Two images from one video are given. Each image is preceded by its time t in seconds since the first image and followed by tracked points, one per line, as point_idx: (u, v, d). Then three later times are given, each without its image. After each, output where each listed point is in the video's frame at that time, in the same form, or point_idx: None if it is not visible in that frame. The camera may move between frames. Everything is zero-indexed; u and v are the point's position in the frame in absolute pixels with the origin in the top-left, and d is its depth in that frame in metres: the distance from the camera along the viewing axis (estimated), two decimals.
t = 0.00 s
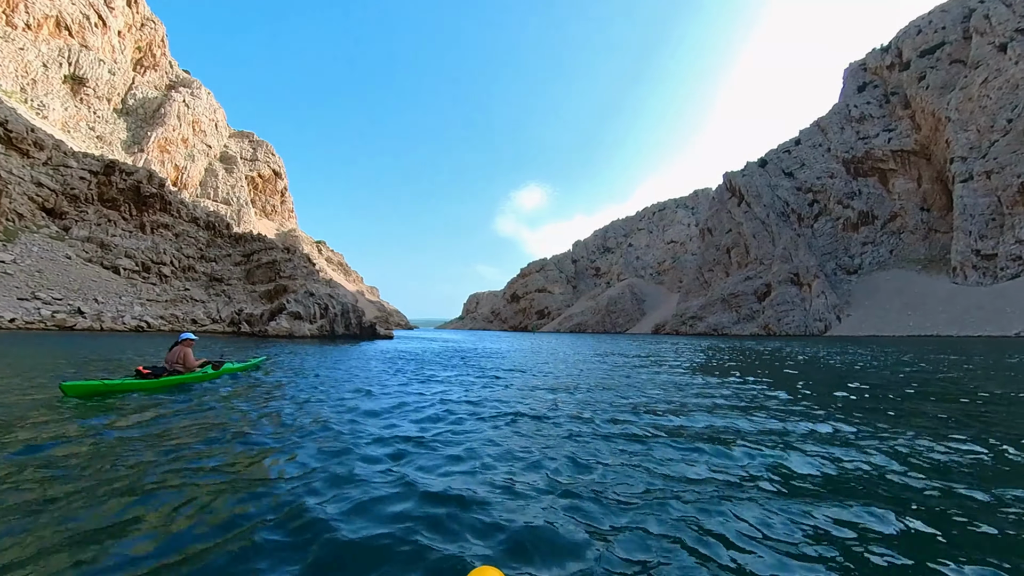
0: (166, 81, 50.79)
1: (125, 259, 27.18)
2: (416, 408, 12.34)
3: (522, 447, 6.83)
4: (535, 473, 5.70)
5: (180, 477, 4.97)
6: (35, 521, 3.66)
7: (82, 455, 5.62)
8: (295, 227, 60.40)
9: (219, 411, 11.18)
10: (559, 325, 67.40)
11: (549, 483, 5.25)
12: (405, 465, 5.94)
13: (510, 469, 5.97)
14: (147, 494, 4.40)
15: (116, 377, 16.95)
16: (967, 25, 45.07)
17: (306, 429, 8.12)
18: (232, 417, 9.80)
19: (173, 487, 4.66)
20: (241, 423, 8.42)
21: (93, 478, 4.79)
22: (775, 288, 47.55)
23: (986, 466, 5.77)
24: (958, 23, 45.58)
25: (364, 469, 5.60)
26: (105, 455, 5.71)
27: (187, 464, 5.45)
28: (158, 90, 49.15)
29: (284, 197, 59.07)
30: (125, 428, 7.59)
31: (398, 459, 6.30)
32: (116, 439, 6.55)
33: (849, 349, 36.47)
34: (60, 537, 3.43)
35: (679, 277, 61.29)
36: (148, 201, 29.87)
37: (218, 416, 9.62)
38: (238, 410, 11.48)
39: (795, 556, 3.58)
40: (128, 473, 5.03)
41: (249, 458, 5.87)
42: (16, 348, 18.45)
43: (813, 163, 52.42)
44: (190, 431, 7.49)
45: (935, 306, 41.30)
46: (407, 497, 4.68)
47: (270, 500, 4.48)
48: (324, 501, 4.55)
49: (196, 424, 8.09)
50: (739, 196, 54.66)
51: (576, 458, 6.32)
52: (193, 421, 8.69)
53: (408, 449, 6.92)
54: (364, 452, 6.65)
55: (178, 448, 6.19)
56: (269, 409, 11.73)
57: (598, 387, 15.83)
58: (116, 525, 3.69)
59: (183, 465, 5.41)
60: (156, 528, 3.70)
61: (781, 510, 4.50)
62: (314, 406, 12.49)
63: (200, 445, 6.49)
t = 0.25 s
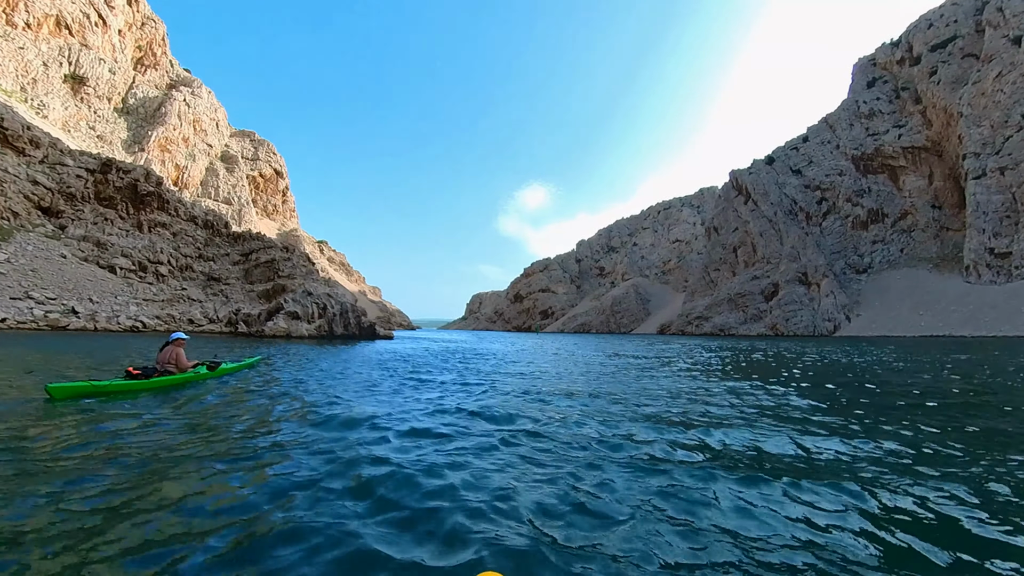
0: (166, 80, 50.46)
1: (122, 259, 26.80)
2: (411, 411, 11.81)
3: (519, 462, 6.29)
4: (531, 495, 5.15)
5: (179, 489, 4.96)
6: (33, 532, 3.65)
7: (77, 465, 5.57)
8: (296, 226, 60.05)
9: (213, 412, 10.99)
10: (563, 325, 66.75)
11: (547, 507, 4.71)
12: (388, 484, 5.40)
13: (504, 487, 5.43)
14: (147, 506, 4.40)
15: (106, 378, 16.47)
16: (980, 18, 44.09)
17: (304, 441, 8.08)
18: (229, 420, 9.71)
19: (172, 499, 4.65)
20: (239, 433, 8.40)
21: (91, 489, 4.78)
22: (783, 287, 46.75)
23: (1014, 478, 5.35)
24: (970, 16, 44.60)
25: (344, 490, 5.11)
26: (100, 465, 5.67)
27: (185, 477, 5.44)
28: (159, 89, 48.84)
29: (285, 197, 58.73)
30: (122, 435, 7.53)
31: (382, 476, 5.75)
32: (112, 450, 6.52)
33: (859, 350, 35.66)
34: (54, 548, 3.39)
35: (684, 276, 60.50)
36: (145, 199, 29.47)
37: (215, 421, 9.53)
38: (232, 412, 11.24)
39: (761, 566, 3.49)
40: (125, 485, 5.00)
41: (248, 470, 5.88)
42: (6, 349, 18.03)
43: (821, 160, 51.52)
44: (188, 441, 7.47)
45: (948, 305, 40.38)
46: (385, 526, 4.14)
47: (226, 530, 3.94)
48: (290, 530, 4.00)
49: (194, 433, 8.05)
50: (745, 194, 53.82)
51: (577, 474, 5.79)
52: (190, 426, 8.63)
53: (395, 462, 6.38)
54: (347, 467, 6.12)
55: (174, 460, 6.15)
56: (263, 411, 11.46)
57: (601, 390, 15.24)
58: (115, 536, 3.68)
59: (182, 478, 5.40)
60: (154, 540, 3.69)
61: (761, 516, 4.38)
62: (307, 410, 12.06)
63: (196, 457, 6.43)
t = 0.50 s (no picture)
0: (166, 78, 50.15)
1: (118, 258, 26.38)
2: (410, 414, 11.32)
3: (523, 470, 5.82)
4: (538, 512, 4.66)
5: (182, 497, 4.88)
6: (51, 543, 3.67)
7: (79, 470, 5.54)
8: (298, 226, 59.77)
9: (211, 412, 10.90)
10: (566, 325, 66.19)
11: (553, 533, 4.21)
12: (375, 506, 4.86)
13: (506, 500, 4.96)
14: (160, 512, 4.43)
15: (97, 380, 16.05)
16: (992, 12, 43.26)
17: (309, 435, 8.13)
18: (229, 418, 9.70)
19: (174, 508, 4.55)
20: (241, 428, 8.45)
21: (97, 495, 4.79)
22: (789, 287, 46.10)
23: None
24: (981, 11, 43.78)
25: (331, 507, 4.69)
26: (103, 469, 5.65)
27: (193, 478, 5.47)
28: (159, 88, 48.55)
29: (286, 196, 58.43)
30: (118, 436, 7.40)
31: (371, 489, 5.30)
32: (116, 451, 6.51)
33: (868, 350, 35.00)
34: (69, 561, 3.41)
35: (689, 276, 59.84)
36: (143, 198, 29.10)
37: (214, 419, 9.51)
38: (231, 411, 11.17)
39: None
40: (133, 489, 5.03)
41: (255, 470, 5.94)
42: None
43: (828, 158, 50.76)
44: (190, 438, 7.49)
45: (958, 305, 39.64)
46: (372, 560, 3.66)
47: (218, 551, 3.70)
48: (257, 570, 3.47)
49: (196, 431, 8.10)
50: (751, 193, 53.11)
51: (584, 490, 5.30)
52: (191, 424, 8.66)
53: (388, 472, 5.91)
54: (333, 478, 5.66)
55: (177, 460, 6.15)
56: (260, 410, 11.27)
57: (607, 394, 14.76)
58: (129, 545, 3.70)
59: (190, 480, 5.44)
60: (166, 547, 3.71)
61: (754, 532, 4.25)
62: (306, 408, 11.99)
63: (198, 456, 6.45)
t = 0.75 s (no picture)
0: (167, 78, 49.83)
1: (114, 258, 25.96)
2: (407, 418, 10.79)
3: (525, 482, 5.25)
4: (543, 525, 4.16)
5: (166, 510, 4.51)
6: (57, 546, 3.58)
7: (57, 480, 5.18)
8: (299, 226, 59.43)
9: (207, 413, 10.72)
10: (570, 326, 65.54)
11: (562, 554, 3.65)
12: (356, 523, 4.28)
13: (507, 510, 4.47)
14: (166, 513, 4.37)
15: (86, 381, 15.54)
16: (1003, 6, 42.45)
17: (308, 434, 8.05)
18: (225, 419, 9.55)
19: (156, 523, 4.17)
20: (240, 428, 8.36)
21: (99, 498, 4.69)
22: (797, 286, 45.36)
23: None
24: (993, 4, 42.92)
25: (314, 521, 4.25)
26: (98, 473, 5.52)
27: (195, 480, 5.40)
28: (159, 88, 48.22)
29: (287, 196, 58.09)
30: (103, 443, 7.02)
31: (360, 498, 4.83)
32: (114, 454, 6.39)
33: (879, 351, 34.24)
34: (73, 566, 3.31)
35: (694, 276, 59.08)
36: (139, 197, 28.68)
37: (211, 420, 9.36)
38: (226, 412, 10.97)
39: None
40: (136, 491, 4.96)
41: (257, 470, 5.89)
42: None
43: (836, 155, 49.96)
44: (190, 439, 7.40)
45: (970, 305, 38.82)
46: None
47: (221, 557, 3.57)
48: None
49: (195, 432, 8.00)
50: (757, 191, 52.33)
51: (594, 498, 4.81)
52: (189, 425, 8.54)
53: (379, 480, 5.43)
54: (320, 487, 5.20)
55: (175, 463, 6.05)
56: (254, 412, 11.00)
57: (613, 395, 14.22)
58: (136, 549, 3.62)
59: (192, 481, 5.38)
60: (173, 551, 3.63)
61: (782, 548, 3.76)
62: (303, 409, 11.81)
63: (195, 457, 6.35)
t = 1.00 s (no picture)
0: (166, 76, 49.49)
1: (109, 257, 25.58)
2: (402, 419, 10.33)
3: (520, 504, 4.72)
4: (542, 559, 3.70)
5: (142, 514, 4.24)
6: (79, 545, 3.58)
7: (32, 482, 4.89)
8: (299, 225, 59.10)
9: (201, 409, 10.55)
10: (572, 326, 65.05)
11: None
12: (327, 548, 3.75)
13: (502, 540, 4.02)
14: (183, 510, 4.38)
15: (74, 381, 15.14)
16: None
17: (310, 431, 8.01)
18: (223, 416, 9.45)
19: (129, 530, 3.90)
20: (241, 425, 8.32)
21: (90, 497, 4.58)
22: (802, 286, 44.77)
23: None
24: None
25: (292, 541, 3.84)
26: (104, 469, 5.46)
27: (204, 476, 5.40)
28: (158, 86, 47.90)
29: (287, 195, 57.82)
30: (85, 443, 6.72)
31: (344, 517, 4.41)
32: (117, 450, 6.31)
33: (887, 352, 33.61)
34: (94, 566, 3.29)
35: (698, 276, 58.43)
36: (135, 195, 28.32)
37: (208, 417, 9.25)
38: (222, 408, 10.83)
39: None
40: (148, 488, 4.95)
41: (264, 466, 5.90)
42: None
43: (842, 153, 49.26)
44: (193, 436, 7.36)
45: (980, 305, 38.18)
46: None
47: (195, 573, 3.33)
48: None
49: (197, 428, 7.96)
50: (762, 189, 51.70)
51: (599, 525, 4.36)
52: (189, 423, 8.46)
53: (366, 497, 4.98)
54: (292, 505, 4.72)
55: (178, 459, 5.99)
56: (248, 409, 10.79)
57: (616, 399, 13.72)
58: (156, 547, 3.63)
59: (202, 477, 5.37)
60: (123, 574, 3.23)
61: None
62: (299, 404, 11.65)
63: (198, 454, 6.29)
